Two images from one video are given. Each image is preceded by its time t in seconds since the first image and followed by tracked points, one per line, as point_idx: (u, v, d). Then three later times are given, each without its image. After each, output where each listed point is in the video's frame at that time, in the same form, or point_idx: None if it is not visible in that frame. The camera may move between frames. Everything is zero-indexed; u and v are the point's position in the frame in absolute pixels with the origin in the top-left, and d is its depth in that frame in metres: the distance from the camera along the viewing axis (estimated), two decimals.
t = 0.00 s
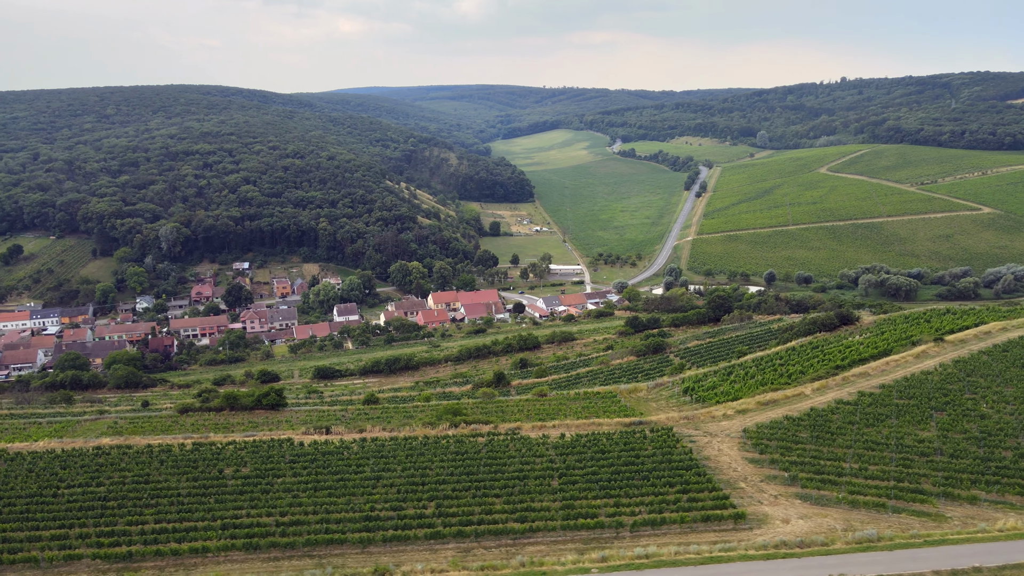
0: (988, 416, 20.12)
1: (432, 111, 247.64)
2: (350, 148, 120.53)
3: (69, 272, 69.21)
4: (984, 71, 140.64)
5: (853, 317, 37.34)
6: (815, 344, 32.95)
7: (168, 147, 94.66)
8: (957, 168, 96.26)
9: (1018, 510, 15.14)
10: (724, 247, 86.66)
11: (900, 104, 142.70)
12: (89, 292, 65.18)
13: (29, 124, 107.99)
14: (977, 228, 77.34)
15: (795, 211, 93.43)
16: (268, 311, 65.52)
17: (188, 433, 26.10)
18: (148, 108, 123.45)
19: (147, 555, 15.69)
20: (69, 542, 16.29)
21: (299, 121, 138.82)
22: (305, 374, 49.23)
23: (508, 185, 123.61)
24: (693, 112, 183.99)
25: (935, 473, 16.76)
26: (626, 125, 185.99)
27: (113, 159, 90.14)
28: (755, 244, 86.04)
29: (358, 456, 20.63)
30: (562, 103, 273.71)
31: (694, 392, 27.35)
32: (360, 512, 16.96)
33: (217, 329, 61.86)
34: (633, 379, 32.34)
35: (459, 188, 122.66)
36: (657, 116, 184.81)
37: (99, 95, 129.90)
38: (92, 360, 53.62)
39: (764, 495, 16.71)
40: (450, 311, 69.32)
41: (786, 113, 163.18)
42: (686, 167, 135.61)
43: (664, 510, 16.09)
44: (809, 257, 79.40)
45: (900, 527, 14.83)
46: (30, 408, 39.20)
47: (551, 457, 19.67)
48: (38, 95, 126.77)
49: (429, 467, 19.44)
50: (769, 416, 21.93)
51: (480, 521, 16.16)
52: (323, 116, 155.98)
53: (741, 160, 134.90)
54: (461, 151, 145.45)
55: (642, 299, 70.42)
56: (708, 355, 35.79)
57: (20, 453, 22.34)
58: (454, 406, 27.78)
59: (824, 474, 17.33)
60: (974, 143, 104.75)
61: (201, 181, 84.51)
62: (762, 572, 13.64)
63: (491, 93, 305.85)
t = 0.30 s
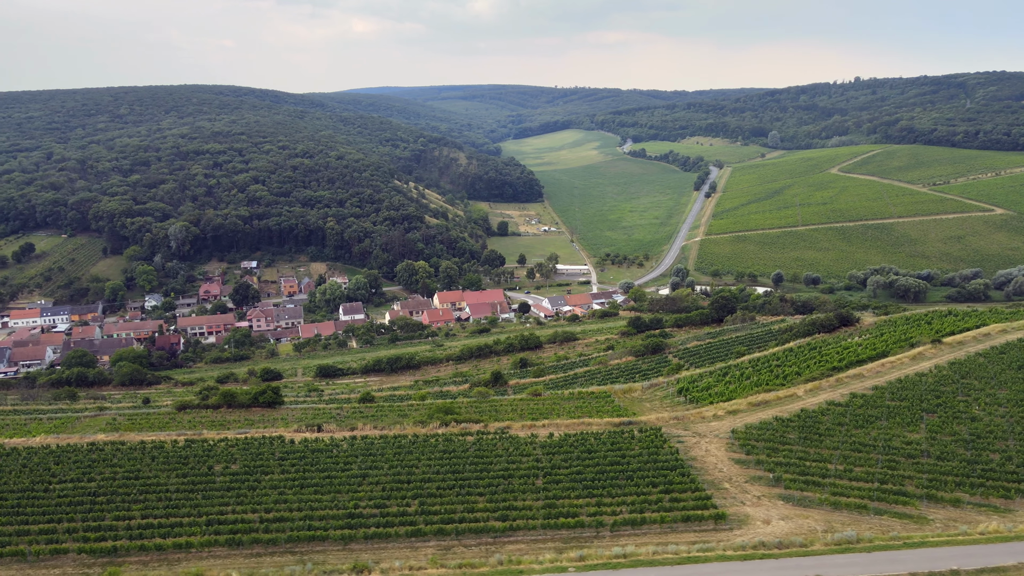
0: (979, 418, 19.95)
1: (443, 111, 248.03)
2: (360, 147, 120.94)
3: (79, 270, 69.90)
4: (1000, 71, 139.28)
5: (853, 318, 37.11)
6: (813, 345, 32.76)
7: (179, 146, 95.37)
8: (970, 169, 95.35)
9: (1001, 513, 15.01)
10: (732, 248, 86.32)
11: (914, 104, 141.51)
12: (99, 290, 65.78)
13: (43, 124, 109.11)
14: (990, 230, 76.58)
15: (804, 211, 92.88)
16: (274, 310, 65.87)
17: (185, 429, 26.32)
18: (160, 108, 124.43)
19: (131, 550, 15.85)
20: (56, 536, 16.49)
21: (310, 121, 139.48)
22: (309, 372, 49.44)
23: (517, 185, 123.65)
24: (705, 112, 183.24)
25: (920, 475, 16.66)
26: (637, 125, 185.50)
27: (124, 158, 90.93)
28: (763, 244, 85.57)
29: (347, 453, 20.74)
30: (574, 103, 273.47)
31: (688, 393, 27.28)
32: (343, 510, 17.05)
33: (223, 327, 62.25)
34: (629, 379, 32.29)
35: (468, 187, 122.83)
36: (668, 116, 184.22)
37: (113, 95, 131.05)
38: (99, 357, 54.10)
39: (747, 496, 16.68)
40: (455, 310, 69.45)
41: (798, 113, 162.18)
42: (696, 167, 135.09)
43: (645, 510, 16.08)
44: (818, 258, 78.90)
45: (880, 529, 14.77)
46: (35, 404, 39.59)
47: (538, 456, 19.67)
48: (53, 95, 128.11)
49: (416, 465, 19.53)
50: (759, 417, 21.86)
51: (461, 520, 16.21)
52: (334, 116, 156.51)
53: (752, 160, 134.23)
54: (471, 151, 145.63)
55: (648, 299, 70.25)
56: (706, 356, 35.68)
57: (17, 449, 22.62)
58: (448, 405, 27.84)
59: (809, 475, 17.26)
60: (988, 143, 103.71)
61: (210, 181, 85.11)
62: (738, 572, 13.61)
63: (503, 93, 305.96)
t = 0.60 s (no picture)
0: (970, 421, 19.78)
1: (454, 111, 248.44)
2: (369, 147, 121.35)
3: (90, 269, 70.63)
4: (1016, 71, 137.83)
5: (854, 319, 36.91)
6: (811, 346, 32.59)
7: (190, 146, 96.12)
8: (984, 170, 94.43)
9: (984, 516, 14.88)
10: (741, 248, 85.94)
11: (928, 104, 140.27)
12: (108, 288, 66.44)
13: (58, 124, 110.26)
14: (1002, 231, 75.81)
15: (814, 212, 92.29)
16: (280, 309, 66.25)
17: (181, 426, 26.56)
18: (173, 108, 125.43)
19: (116, 545, 16.02)
20: (44, 531, 16.70)
21: (321, 121, 140.13)
22: (312, 371, 49.68)
23: (526, 185, 123.66)
24: (716, 112, 182.50)
25: (905, 477, 16.56)
26: (648, 125, 184.93)
27: (136, 158, 91.73)
28: (772, 245, 85.11)
29: (336, 451, 20.87)
30: (585, 103, 273.21)
31: (682, 393, 27.24)
32: (326, 507, 17.16)
33: (229, 326, 62.70)
34: (625, 379, 32.28)
35: (477, 187, 122.96)
36: (680, 116, 183.60)
37: (126, 95, 132.25)
38: (107, 354, 54.66)
39: (730, 496, 16.66)
40: (460, 310, 69.56)
41: (810, 113, 161.15)
42: (706, 167, 134.59)
43: (626, 509, 16.08)
44: (827, 259, 78.42)
45: (860, 531, 14.70)
46: (40, 400, 40.02)
47: (525, 455, 19.71)
48: (68, 95, 129.48)
49: (402, 463, 19.63)
50: (749, 418, 21.81)
51: (442, 518, 16.28)
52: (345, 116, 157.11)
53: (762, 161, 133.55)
54: (481, 151, 145.79)
55: (654, 299, 70.10)
56: (704, 356, 35.58)
57: (14, 444, 22.94)
58: (442, 403, 27.92)
59: (793, 476, 17.19)
60: (1002, 144, 102.66)
61: (220, 180, 85.72)
62: (714, 573, 13.59)
63: (514, 93, 306.05)
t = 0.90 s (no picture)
0: (959, 423, 19.64)
1: (465, 112, 248.81)
2: (378, 147, 121.70)
3: (100, 267, 71.29)
4: None
5: (854, 320, 36.73)
6: (808, 347, 32.45)
7: (200, 146, 96.83)
8: (996, 170, 93.55)
9: (965, 519, 14.80)
10: (748, 249, 85.57)
11: (941, 104, 139.15)
12: (117, 286, 67.05)
13: (71, 123, 111.41)
14: (1014, 232, 75.08)
15: (823, 213, 91.74)
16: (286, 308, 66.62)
17: (178, 423, 26.79)
18: (185, 108, 126.43)
19: (101, 540, 16.18)
20: (32, 525, 16.90)
21: (331, 121, 140.74)
22: (315, 369, 49.90)
23: (534, 185, 123.65)
24: (728, 112, 181.78)
25: (888, 479, 16.49)
26: (659, 125, 184.40)
27: (147, 157, 92.55)
28: (780, 246, 84.67)
29: (324, 449, 20.98)
30: (597, 103, 272.91)
31: (675, 394, 27.20)
32: (310, 504, 17.27)
33: (236, 324, 63.08)
34: (621, 379, 32.24)
35: (485, 187, 123.12)
36: (691, 116, 183.03)
37: (139, 95, 133.44)
38: (114, 352, 55.13)
39: (712, 496, 16.64)
40: (465, 310, 69.66)
41: (822, 113, 160.19)
42: (716, 167, 134.10)
43: (606, 509, 16.09)
44: (835, 261, 77.95)
45: (839, 532, 14.63)
46: (44, 397, 40.44)
47: (510, 454, 19.78)
48: (82, 95, 130.82)
49: (389, 461, 19.72)
50: (738, 419, 21.75)
51: (423, 516, 16.36)
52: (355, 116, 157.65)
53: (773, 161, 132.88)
54: (490, 150, 145.91)
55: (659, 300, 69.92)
56: (702, 356, 35.48)
57: (12, 439, 23.25)
58: (435, 402, 28.01)
59: (776, 477, 17.14)
60: (1016, 145, 101.69)
61: (229, 180, 86.31)
62: (689, 573, 13.58)
63: (526, 93, 306.06)
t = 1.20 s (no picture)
0: (948, 425, 19.49)
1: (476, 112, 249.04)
2: (388, 147, 122.08)
3: (109, 265, 71.91)
4: None
5: (853, 322, 36.57)
6: (805, 348, 32.34)
7: (210, 146, 97.51)
8: (1009, 171, 92.71)
9: (945, 521, 14.71)
10: (756, 250, 85.16)
11: (956, 104, 138.02)
12: (126, 284, 67.61)
13: (85, 123, 112.48)
14: None
15: (833, 214, 91.21)
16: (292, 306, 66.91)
17: (174, 420, 27.04)
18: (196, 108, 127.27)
19: (87, 534, 16.35)
20: (20, 519, 17.11)
21: (342, 121, 141.30)
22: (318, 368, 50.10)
23: (543, 185, 123.60)
24: (740, 112, 181.02)
25: (871, 481, 16.42)
26: (669, 125, 183.78)
27: (158, 157, 93.32)
28: (789, 247, 84.22)
29: (313, 447, 21.10)
30: (608, 103, 272.49)
31: (668, 394, 27.15)
32: (294, 501, 17.37)
33: (242, 323, 63.45)
34: (617, 380, 32.21)
35: (494, 187, 123.18)
36: (702, 116, 182.39)
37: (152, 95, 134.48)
38: (120, 350, 55.55)
39: (694, 497, 16.62)
40: (470, 309, 69.74)
41: (835, 114, 159.21)
42: (726, 167, 133.57)
43: (586, 508, 16.09)
44: (844, 262, 77.47)
45: (817, 533, 14.59)
46: (49, 394, 40.81)
47: (496, 453, 19.81)
48: (96, 95, 132.10)
49: (375, 460, 19.81)
50: (727, 419, 21.69)
51: (404, 514, 16.42)
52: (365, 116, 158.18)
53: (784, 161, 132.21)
54: (500, 150, 145.96)
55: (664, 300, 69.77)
56: (700, 357, 35.38)
57: (10, 435, 23.55)
58: (428, 400, 28.09)
59: (759, 478, 17.09)
60: None
61: (238, 179, 86.87)
62: (664, 573, 13.58)
63: (537, 93, 305.91)
